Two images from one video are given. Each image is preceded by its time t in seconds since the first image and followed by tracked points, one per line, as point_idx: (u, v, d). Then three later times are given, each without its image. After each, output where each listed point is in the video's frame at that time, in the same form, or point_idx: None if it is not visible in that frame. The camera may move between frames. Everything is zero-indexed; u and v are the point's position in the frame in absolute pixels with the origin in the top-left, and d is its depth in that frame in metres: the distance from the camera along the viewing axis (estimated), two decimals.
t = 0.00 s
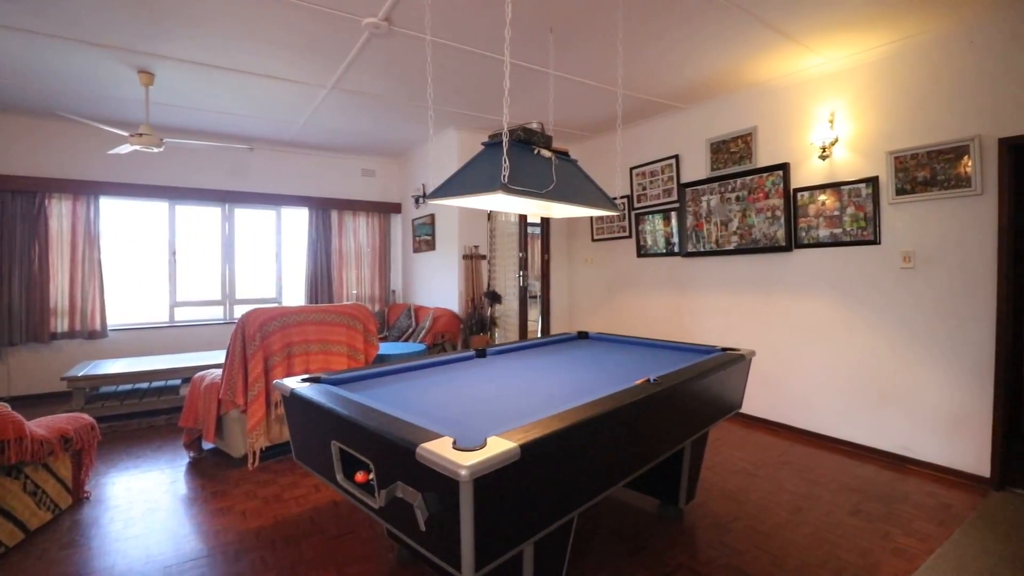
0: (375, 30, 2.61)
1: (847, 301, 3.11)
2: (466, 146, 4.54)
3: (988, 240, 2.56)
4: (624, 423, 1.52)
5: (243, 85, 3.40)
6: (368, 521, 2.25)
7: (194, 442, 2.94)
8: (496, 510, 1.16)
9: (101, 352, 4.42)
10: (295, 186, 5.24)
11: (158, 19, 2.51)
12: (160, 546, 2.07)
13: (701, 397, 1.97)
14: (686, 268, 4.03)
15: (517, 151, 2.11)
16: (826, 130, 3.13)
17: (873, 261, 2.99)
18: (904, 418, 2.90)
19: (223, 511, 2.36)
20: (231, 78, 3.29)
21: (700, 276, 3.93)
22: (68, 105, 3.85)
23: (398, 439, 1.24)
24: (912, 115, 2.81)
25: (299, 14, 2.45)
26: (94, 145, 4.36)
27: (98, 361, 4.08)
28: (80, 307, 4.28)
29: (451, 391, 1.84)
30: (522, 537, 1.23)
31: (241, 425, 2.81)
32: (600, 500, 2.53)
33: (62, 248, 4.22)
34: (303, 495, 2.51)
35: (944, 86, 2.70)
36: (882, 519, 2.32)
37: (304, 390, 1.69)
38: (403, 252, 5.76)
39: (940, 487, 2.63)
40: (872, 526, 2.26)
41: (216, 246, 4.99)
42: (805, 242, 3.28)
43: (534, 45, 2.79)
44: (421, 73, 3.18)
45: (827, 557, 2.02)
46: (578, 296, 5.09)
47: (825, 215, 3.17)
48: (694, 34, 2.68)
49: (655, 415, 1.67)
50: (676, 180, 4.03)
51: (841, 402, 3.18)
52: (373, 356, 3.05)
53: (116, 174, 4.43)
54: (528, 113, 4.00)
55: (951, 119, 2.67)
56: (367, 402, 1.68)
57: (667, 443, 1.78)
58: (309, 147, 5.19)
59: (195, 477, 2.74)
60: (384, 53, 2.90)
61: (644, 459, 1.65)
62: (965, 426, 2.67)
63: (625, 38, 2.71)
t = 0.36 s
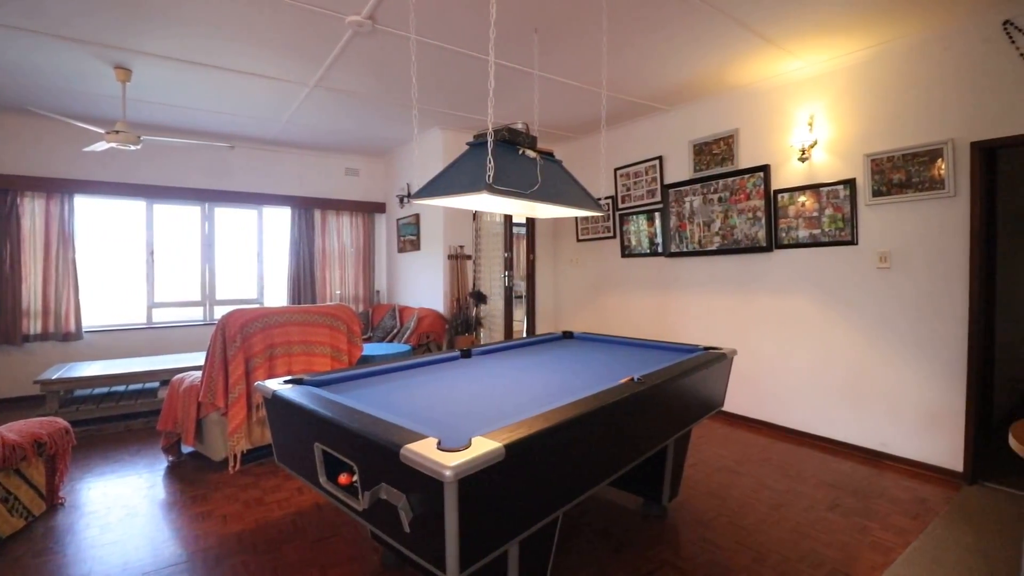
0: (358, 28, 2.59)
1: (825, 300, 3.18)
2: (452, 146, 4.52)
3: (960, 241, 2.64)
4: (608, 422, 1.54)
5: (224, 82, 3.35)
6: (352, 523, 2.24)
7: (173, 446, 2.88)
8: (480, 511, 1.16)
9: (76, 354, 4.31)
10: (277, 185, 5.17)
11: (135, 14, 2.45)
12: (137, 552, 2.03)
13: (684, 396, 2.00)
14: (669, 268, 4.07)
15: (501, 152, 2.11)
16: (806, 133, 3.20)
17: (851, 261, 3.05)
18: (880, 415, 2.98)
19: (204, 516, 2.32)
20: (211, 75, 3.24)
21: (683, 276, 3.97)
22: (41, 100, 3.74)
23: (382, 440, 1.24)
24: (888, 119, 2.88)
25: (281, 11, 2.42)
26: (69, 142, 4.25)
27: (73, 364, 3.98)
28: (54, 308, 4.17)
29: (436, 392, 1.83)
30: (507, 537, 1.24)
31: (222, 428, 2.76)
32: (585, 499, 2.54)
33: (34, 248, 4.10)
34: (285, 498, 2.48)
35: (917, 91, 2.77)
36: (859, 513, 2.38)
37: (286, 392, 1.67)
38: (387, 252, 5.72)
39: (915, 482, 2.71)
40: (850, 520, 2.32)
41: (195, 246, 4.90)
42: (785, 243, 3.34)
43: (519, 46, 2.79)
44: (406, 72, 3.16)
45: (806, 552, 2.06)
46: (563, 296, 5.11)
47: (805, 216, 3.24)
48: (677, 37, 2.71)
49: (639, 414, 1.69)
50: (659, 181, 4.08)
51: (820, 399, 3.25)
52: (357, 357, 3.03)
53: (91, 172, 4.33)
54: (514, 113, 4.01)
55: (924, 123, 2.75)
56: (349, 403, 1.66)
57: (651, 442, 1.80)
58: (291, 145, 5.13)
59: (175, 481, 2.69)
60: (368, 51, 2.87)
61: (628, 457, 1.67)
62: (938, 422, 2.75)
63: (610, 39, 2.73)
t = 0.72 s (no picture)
0: (342, 26, 2.57)
1: (805, 300, 3.24)
2: (437, 145, 4.51)
3: (934, 242, 2.72)
4: (593, 421, 1.55)
5: (205, 79, 3.29)
6: (336, 526, 2.22)
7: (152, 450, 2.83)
8: (466, 510, 1.16)
9: (50, 356, 4.19)
10: (259, 184, 5.10)
11: (112, 9, 2.40)
12: (115, 558, 1.98)
13: (668, 395, 2.02)
14: (653, 269, 4.11)
15: (487, 152, 2.11)
16: (786, 135, 3.26)
17: (830, 262, 3.12)
18: (857, 412, 3.05)
19: (185, 520, 2.28)
20: (191, 72, 3.18)
21: (667, 276, 4.02)
22: (13, 96, 3.64)
23: (366, 441, 1.23)
24: (866, 122, 2.95)
25: (263, 8, 2.39)
26: (43, 138, 4.13)
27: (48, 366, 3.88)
28: (27, 310, 4.05)
29: (421, 392, 1.83)
30: (492, 536, 1.24)
31: (203, 431, 2.72)
32: (570, 498, 2.56)
33: (6, 247, 3.98)
34: (268, 502, 2.45)
35: (893, 96, 2.84)
36: (838, 508, 2.44)
37: (269, 393, 1.65)
38: (372, 252, 5.68)
39: (891, 477, 2.77)
40: (830, 515, 2.37)
41: (175, 245, 4.81)
42: (766, 243, 3.40)
43: (505, 46, 2.79)
44: (391, 71, 3.14)
45: (787, 547, 2.10)
46: (549, 296, 5.13)
47: (785, 216, 3.30)
48: (662, 39, 2.74)
49: (623, 413, 1.71)
50: (644, 181, 4.12)
51: (800, 397, 3.31)
52: (341, 358, 3.01)
53: (66, 170, 4.22)
54: (500, 113, 4.01)
55: (900, 127, 2.82)
56: (333, 404, 1.65)
57: (635, 440, 1.82)
58: (274, 144, 5.06)
59: (154, 485, 2.64)
60: (353, 50, 2.85)
61: (612, 456, 1.68)
62: (913, 418, 2.83)
63: (594, 41, 2.75)
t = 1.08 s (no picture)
0: (328, 24, 2.55)
1: (788, 299, 3.30)
2: (424, 145, 4.49)
3: (912, 243, 2.78)
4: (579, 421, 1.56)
5: (187, 76, 3.24)
6: (321, 528, 2.20)
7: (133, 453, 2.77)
8: (452, 511, 1.17)
9: (26, 359, 4.09)
10: (243, 183, 5.03)
11: (90, 4, 2.35)
12: (93, 565, 1.94)
13: (653, 394, 2.04)
14: (639, 269, 4.15)
15: (473, 152, 2.11)
16: (769, 138, 3.31)
17: (812, 262, 3.18)
18: (838, 409, 3.11)
19: (167, 524, 2.24)
20: (173, 69, 3.13)
21: (653, 276, 4.05)
22: None
23: (352, 442, 1.23)
24: (846, 125, 3.01)
25: (246, 4, 2.36)
26: (18, 135, 4.03)
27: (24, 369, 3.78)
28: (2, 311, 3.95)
29: (407, 393, 1.82)
30: (479, 536, 1.24)
31: (185, 433, 2.68)
32: (556, 497, 2.57)
33: None
34: (252, 505, 2.43)
35: (872, 100, 2.91)
36: (819, 504, 2.48)
37: (252, 394, 1.64)
38: (359, 251, 5.64)
39: (871, 473, 2.84)
40: (811, 511, 2.41)
41: (157, 245, 4.73)
42: (750, 243, 3.44)
43: (492, 46, 2.79)
44: (378, 70, 3.12)
45: (770, 543, 2.14)
46: (536, 296, 5.14)
47: (768, 217, 3.35)
48: (648, 41, 2.77)
49: (608, 412, 1.72)
50: (630, 182, 4.15)
51: (783, 395, 3.37)
52: (326, 359, 2.98)
53: (43, 167, 4.12)
54: (487, 114, 4.01)
55: (879, 131, 2.89)
56: (318, 405, 1.64)
57: (621, 439, 1.84)
58: (259, 142, 5.00)
59: (135, 489, 2.59)
60: (338, 48, 2.83)
61: (598, 455, 1.70)
62: (892, 415, 2.89)
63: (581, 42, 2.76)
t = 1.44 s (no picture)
0: (314, 22, 2.53)
1: (772, 299, 3.34)
2: (412, 145, 4.48)
3: (892, 243, 2.84)
4: (566, 420, 1.57)
5: (171, 73, 3.19)
6: (307, 531, 2.19)
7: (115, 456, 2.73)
8: (439, 511, 1.17)
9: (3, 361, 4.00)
10: (228, 182, 4.97)
11: None
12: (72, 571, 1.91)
13: (640, 393, 2.06)
14: (627, 269, 4.17)
15: (461, 152, 2.11)
16: (754, 139, 3.35)
17: (796, 263, 3.23)
18: (821, 407, 3.16)
19: (150, 528, 2.21)
20: (156, 66, 3.08)
21: (640, 276, 4.08)
22: None
23: (338, 444, 1.22)
24: (829, 128, 3.06)
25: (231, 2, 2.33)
26: None
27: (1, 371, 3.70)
28: None
29: (394, 394, 1.82)
30: (466, 536, 1.25)
31: (168, 436, 2.64)
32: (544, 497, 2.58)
33: None
34: (238, 507, 2.40)
35: (855, 103, 2.96)
36: (802, 500, 2.53)
37: (237, 396, 1.62)
38: (346, 251, 5.60)
39: (853, 469, 2.89)
40: (795, 507, 2.45)
41: (139, 245, 4.66)
42: (736, 244, 3.49)
43: (480, 46, 2.79)
44: (366, 69, 3.11)
45: (754, 539, 2.17)
46: (524, 296, 5.15)
47: (753, 218, 3.39)
48: (635, 43, 2.79)
49: (595, 412, 1.73)
50: (618, 182, 4.17)
51: (767, 394, 3.42)
52: (313, 360, 2.96)
53: (20, 166, 4.03)
54: (475, 114, 4.01)
55: (861, 133, 2.94)
56: (303, 407, 1.62)
57: (607, 438, 1.85)
58: (244, 141, 4.94)
59: (117, 493, 2.55)
60: (324, 47, 2.81)
61: (585, 454, 1.71)
62: (873, 412, 2.95)
63: (569, 43, 2.77)
